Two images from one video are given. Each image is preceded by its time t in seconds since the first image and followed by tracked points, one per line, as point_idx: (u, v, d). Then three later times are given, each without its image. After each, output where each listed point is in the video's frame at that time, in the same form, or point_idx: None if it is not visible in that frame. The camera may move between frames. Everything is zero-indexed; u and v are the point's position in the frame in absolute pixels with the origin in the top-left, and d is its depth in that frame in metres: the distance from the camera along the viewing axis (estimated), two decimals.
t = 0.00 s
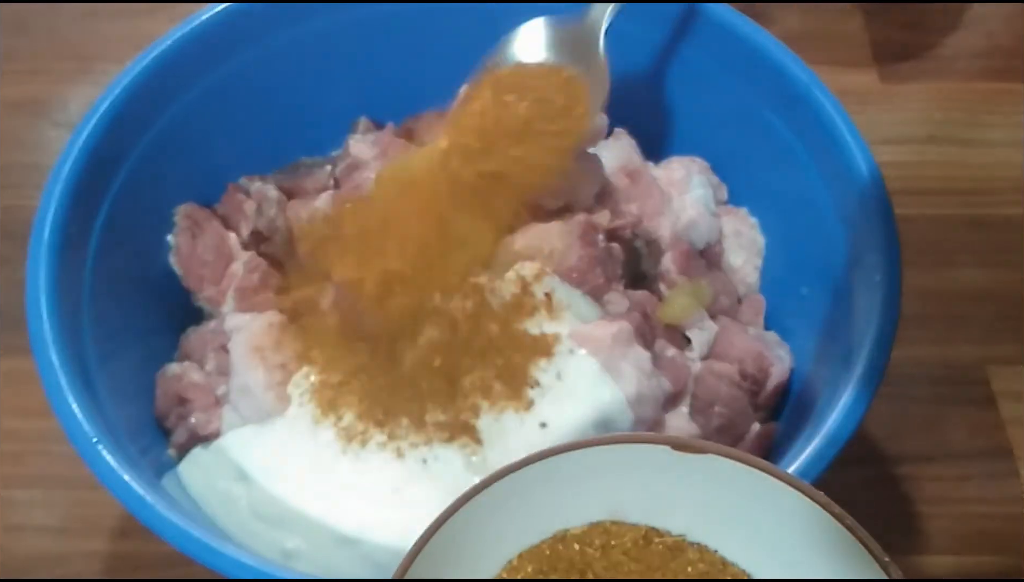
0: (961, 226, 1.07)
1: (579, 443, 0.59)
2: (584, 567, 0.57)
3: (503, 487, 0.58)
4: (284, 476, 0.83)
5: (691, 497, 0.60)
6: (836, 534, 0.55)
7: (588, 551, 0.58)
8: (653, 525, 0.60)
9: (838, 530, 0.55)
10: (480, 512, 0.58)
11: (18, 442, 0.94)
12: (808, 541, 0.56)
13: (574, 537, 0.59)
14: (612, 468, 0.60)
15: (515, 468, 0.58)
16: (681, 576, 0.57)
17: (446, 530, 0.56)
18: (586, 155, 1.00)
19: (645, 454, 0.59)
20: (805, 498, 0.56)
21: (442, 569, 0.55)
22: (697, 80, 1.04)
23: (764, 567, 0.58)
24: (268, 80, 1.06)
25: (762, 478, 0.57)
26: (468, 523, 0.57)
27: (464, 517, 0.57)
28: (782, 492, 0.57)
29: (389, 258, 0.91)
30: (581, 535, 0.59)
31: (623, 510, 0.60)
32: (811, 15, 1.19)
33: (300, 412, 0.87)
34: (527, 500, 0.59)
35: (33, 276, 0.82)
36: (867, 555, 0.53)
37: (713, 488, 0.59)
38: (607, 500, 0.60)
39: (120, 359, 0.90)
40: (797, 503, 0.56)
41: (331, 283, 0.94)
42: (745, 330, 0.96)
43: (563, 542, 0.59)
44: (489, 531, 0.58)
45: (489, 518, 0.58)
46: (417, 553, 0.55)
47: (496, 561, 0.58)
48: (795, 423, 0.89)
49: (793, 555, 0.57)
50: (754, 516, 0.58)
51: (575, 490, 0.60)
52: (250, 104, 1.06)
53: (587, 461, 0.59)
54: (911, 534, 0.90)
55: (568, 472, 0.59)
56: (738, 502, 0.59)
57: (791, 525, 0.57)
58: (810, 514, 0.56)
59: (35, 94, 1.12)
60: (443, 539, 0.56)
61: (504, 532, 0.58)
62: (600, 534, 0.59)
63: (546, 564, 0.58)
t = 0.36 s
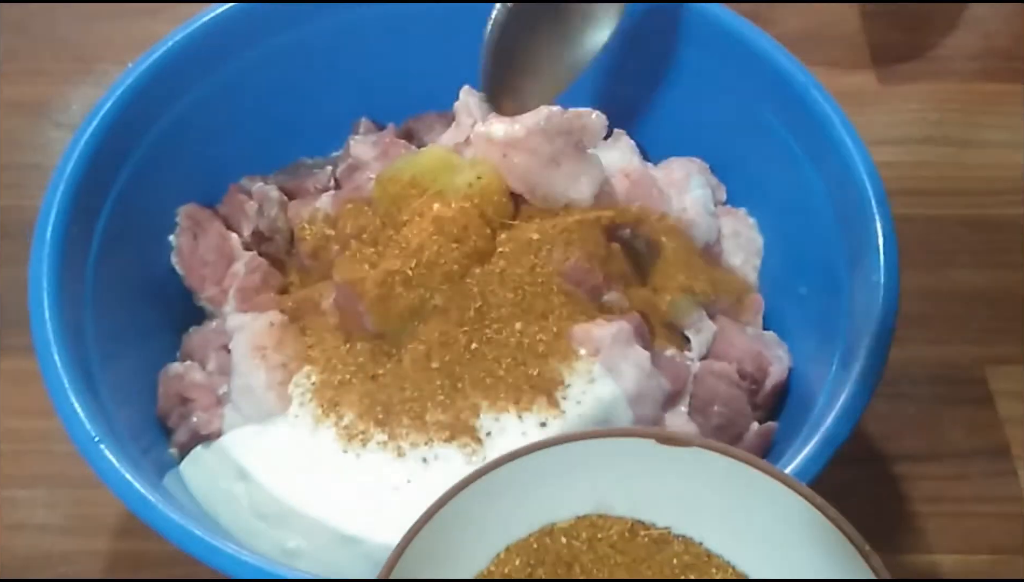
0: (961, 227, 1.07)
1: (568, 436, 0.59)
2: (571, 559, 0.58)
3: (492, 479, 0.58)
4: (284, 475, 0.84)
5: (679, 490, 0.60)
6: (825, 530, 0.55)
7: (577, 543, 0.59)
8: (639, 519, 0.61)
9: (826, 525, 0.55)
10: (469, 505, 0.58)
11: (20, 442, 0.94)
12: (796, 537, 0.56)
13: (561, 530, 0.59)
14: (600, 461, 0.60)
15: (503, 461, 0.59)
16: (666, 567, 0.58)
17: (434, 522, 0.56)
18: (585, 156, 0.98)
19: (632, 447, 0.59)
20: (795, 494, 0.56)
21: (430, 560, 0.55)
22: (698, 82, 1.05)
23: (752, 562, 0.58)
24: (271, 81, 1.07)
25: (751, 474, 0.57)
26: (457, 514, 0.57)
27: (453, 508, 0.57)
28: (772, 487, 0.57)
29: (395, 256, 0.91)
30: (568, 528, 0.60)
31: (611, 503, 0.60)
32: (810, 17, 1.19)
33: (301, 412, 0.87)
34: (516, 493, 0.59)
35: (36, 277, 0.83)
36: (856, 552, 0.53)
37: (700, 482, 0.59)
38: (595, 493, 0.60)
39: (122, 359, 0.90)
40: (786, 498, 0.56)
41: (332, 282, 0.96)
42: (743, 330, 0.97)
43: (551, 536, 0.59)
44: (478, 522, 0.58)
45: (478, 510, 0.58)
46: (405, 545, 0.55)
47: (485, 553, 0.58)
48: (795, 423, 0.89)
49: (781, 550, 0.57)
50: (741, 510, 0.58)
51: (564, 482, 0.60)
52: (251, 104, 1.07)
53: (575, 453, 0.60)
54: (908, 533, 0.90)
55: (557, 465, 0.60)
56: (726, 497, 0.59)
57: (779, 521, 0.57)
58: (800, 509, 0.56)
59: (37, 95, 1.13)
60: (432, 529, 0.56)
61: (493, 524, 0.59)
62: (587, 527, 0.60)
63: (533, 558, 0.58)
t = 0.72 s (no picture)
0: (955, 227, 1.09)
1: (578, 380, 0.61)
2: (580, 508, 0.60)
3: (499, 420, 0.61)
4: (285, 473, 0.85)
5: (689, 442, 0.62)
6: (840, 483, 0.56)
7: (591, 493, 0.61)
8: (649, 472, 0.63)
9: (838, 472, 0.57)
10: (478, 446, 0.61)
11: (24, 440, 0.95)
12: (808, 483, 0.59)
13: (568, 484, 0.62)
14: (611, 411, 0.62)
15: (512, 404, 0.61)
16: (675, 517, 0.60)
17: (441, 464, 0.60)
18: (584, 157, 1.01)
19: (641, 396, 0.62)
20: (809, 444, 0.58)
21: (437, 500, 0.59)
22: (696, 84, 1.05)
23: (762, 512, 0.61)
24: (272, 83, 1.08)
25: (767, 424, 0.60)
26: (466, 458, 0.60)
27: (460, 451, 0.60)
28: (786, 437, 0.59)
29: (395, 256, 0.92)
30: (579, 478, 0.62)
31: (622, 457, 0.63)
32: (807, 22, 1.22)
33: (303, 409, 0.89)
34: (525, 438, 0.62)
35: (40, 278, 0.84)
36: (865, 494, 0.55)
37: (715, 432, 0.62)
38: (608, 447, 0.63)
39: (125, 358, 0.91)
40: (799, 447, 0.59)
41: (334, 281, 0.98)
42: (742, 329, 0.97)
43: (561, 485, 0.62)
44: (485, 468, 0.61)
45: (486, 453, 0.61)
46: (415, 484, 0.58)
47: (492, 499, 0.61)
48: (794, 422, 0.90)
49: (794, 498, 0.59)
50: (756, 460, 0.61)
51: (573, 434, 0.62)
52: (252, 106, 1.08)
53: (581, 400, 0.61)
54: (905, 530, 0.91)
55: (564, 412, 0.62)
56: (741, 447, 0.61)
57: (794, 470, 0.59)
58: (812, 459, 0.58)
59: (40, 97, 1.14)
60: (441, 471, 0.59)
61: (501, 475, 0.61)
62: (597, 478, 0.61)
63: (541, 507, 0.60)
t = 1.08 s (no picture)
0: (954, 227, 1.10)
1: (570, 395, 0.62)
2: (559, 528, 0.59)
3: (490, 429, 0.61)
4: (286, 473, 0.85)
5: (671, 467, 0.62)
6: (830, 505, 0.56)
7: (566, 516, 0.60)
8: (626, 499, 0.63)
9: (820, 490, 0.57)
10: (465, 451, 0.60)
11: (22, 440, 0.95)
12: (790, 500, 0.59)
13: (550, 501, 0.62)
14: (593, 426, 0.62)
15: (501, 414, 0.61)
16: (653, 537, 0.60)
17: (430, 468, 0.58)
18: (584, 157, 1.02)
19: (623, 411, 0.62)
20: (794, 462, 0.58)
21: (418, 508, 0.57)
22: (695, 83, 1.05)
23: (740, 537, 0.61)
24: (272, 82, 1.07)
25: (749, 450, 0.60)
26: (452, 466, 0.59)
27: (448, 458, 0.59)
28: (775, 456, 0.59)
29: (394, 256, 0.92)
30: (557, 499, 0.62)
31: (598, 481, 0.63)
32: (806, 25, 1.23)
33: (303, 410, 0.89)
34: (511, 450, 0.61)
35: (40, 277, 0.84)
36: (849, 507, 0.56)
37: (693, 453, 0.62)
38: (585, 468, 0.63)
39: (125, 359, 0.91)
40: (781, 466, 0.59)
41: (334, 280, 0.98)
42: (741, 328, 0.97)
43: (540, 505, 0.62)
44: (469, 479, 0.60)
45: (470, 463, 0.60)
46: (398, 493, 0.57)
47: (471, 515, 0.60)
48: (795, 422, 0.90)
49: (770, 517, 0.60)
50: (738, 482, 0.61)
51: (554, 451, 0.62)
52: (252, 105, 1.07)
53: (564, 415, 0.62)
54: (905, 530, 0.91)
55: (549, 425, 0.62)
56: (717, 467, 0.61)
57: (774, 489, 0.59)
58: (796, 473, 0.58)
59: (40, 97, 1.14)
60: (425, 477, 0.58)
61: (482, 490, 0.61)
62: (575, 501, 0.62)
63: (522, 523, 0.60)
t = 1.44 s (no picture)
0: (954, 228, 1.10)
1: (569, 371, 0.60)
2: (549, 508, 0.60)
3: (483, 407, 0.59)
4: (286, 474, 0.85)
5: (666, 443, 0.61)
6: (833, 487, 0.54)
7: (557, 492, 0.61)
8: (617, 473, 0.63)
9: (821, 471, 0.55)
10: (456, 430, 0.58)
11: (23, 440, 0.95)
12: (790, 479, 0.57)
13: (540, 480, 0.61)
14: (589, 404, 0.61)
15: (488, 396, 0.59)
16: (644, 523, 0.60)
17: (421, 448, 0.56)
18: (584, 157, 1.02)
19: (620, 389, 0.60)
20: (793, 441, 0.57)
21: (404, 493, 0.56)
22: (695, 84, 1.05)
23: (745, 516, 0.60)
24: (270, 82, 1.07)
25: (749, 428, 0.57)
26: (443, 444, 0.58)
27: (439, 437, 0.57)
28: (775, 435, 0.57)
29: (394, 256, 0.92)
30: (548, 477, 0.62)
31: (589, 456, 0.63)
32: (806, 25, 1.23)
33: (303, 410, 0.89)
34: (502, 427, 0.60)
35: (40, 277, 0.83)
36: (845, 488, 0.54)
37: (688, 430, 0.61)
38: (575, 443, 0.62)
39: (125, 358, 0.91)
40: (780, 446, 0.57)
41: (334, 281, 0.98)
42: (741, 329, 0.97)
43: (530, 484, 0.61)
44: (460, 458, 0.59)
45: (460, 443, 0.59)
46: (380, 481, 0.54)
47: (460, 494, 0.60)
48: (796, 421, 0.90)
49: (770, 494, 0.59)
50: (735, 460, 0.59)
51: (547, 428, 0.61)
52: (252, 105, 1.07)
53: (558, 393, 0.60)
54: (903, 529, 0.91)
55: (544, 402, 0.60)
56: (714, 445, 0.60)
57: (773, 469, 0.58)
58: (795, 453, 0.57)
59: (41, 98, 1.14)
60: (410, 465, 0.56)
61: (472, 468, 0.60)
62: (566, 478, 0.62)
63: (512, 503, 0.60)
